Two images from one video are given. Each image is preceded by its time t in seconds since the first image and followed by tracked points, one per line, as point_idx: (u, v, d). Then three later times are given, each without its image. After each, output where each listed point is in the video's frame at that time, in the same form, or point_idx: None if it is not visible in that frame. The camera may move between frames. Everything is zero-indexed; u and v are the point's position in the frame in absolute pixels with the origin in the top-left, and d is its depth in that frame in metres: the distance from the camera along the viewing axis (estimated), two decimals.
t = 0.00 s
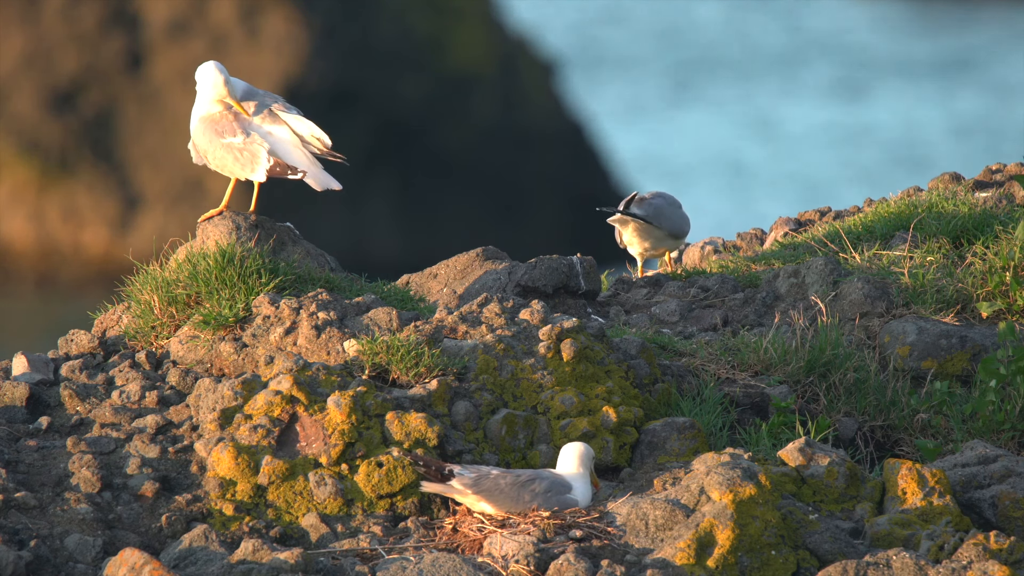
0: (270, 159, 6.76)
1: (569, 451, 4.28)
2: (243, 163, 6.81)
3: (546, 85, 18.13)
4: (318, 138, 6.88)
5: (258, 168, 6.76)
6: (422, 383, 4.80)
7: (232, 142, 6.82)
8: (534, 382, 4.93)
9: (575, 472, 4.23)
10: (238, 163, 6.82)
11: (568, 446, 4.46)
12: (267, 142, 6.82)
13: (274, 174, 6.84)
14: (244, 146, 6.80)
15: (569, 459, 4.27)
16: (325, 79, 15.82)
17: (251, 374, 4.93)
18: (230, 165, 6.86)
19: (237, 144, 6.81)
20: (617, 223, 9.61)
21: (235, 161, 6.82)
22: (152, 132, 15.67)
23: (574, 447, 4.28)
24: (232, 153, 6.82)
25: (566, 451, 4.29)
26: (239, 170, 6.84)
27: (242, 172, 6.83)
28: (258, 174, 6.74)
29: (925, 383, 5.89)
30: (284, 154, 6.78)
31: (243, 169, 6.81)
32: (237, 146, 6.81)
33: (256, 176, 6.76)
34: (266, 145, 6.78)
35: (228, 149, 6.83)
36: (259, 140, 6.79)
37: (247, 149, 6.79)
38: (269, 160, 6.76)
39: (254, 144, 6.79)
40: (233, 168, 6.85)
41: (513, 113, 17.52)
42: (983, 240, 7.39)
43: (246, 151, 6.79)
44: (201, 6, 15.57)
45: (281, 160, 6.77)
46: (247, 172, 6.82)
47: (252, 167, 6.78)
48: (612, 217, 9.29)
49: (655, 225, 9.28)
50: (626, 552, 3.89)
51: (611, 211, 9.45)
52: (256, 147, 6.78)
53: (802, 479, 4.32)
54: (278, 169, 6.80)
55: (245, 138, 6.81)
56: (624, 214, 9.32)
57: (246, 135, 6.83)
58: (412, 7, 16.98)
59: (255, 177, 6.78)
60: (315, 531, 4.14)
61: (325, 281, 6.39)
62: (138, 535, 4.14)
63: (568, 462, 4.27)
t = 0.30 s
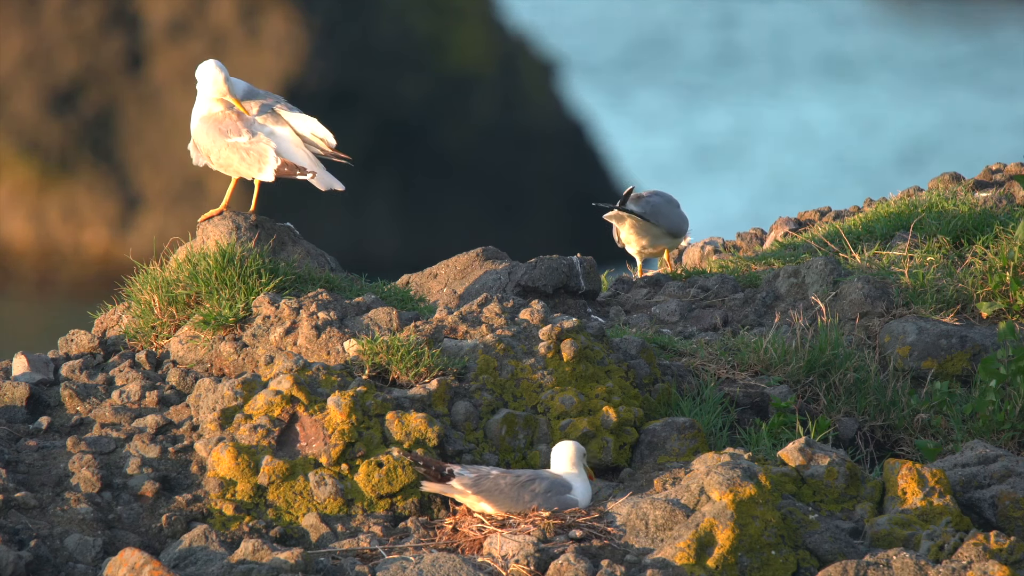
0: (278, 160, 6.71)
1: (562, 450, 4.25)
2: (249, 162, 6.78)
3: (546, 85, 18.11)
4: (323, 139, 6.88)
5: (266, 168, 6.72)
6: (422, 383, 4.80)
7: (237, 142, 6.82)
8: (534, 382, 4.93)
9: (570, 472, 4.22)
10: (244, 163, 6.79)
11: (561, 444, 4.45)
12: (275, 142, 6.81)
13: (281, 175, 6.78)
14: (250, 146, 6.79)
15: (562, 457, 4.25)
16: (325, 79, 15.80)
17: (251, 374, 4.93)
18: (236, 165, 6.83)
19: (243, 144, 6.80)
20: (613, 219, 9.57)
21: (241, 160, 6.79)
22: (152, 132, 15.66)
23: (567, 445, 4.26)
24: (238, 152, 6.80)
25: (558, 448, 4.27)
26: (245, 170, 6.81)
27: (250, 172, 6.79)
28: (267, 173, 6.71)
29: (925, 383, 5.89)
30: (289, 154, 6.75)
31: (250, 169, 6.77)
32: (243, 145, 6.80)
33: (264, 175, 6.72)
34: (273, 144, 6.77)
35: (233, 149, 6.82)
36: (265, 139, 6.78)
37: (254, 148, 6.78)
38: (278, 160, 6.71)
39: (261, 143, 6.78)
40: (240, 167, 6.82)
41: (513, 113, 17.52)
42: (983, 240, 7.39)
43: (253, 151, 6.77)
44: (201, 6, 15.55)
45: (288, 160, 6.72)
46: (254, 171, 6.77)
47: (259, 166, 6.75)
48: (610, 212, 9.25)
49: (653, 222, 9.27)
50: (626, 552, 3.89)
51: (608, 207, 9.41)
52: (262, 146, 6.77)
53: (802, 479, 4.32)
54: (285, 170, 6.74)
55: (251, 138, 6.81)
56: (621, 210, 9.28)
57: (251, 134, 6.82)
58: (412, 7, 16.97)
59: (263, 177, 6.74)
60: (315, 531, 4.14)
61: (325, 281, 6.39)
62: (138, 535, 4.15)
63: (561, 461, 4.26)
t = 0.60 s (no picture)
0: (280, 161, 6.71)
1: (563, 449, 4.25)
2: (251, 163, 6.77)
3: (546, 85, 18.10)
4: (324, 139, 6.88)
5: (267, 169, 6.71)
6: (422, 383, 4.80)
7: (239, 143, 6.82)
8: (534, 382, 4.93)
9: (570, 472, 4.21)
10: (246, 163, 6.79)
11: (562, 444, 4.43)
12: (276, 143, 6.81)
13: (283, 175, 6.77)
14: (251, 147, 6.79)
15: (563, 457, 4.25)
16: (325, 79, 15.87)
17: (250, 374, 4.93)
18: (238, 166, 6.82)
19: (245, 144, 6.81)
20: (607, 222, 9.56)
21: (243, 160, 6.79)
22: (152, 132, 15.64)
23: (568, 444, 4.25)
24: (239, 153, 6.80)
25: (559, 449, 4.27)
26: (247, 171, 6.80)
27: (251, 172, 6.79)
28: (269, 174, 6.70)
29: (925, 383, 5.89)
30: (291, 155, 6.75)
31: (252, 169, 6.77)
32: (245, 146, 6.80)
33: (266, 176, 6.71)
34: (275, 145, 6.77)
35: (235, 150, 6.82)
36: (267, 139, 6.78)
37: (256, 148, 6.78)
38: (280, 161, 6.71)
39: (263, 144, 6.78)
40: (242, 168, 6.82)
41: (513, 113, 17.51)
42: (984, 240, 7.39)
43: (255, 152, 6.77)
44: (201, 6, 15.52)
45: (289, 161, 6.71)
46: (255, 172, 6.77)
47: (261, 167, 6.74)
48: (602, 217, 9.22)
49: (647, 224, 9.25)
50: (626, 552, 3.89)
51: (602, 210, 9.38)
52: (265, 147, 6.77)
53: (802, 479, 4.32)
54: (286, 171, 6.74)
55: (252, 139, 6.81)
56: (614, 213, 9.25)
57: (253, 135, 6.83)
58: (412, 7, 16.96)
59: (265, 178, 6.73)
60: (315, 531, 4.15)
61: (325, 281, 6.39)
62: (138, 535, 4.15)
63: (562, 461, 4.25)
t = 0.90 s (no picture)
0: (280, 160, 6.71)
1: (566, 449, 4.22)
2: (251, 162, 6.78)
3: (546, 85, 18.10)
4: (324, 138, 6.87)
5: (267, 168, 6.71)
6: (422, 383, 4.80)
7: (239, 142, 6.83)
8: (534, 382, 4.93)
9: (572, 471, 4.20)
10: (246, 163, 6.79)
11: (565, 443, 4.37)
12: (276, 143, 6.80)
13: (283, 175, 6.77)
14: (251, 146, 6.79)
15: (567, 457, 4.22)
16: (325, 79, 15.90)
17: (250, 374, 4.93)
18: (237, 165, 6.82)
19: (245, 144, 6.81)
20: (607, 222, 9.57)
21: (243, 160, 6.80)
22: (152, 132, 15.63)
23: (570, 444, 4.23)
24: (239, 153, 6.81)
25: (563, 448, 4.24)
26: (247, 170, 6.80)
27: (251, 172, 6.79)
28: (269, 173, 6.70)
29: (924, 383, 5.89)
30: (291, 155, 6.75)
31: (252, 168, 6.77)
32: (245, 145, 6.80)
33: (266, 175, 6.71)
34: (275, 145, 6.77)
35: (235, 149, 6.82)
36: (267, 139, 6.78)
37: (256, 148, 6.78)
38: (280, 160, 6.71)
39: (263, 143, 6.78)
40: (241, 167, 6.82)
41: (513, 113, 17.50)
42: (983, 240, 7.39)
43: (255, 151, 6.77)
44: (201, 6, 15.51)
45: (289, 160, 6.71)
46: (255, 171, 6.77)
47: (261, 166, 6.74)
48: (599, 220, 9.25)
49: (645, 228, 9.25)
50: (626, 552, 3.88)
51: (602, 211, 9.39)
52: (265, 147, 6.77)
53: (802, 479, 4.31)
54: (286, 170, 6.73)
55: (252, 138, 6.81)
56: (608, 217, 9.29)
57: (253, 135, 6.83)
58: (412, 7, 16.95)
59: (265, 177, 6.73)
60: (315, 531, 4.14)
61: (325, 281, 6.39)
62: (138, 535, 4.15)
63: (566, 461, 4.23)
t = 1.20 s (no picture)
0: (279, 160, 6.70)
1: (564, 450, 4.23)
2: (250, 162, 6.78)
3: (546, 85, 18.09)
4: (322, 137, 6.85)
5: (266, 167, 6.71)
6: (422, 383, 4.80)
7: (238, 142, 6.83)
8: (534, 382, 4.94)
9: (573, 471, 4.21)
10: (245, 162, 6.80)
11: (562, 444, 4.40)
12: (275, 142, 6.80)
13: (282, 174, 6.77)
14: (250, 146, 6.80)
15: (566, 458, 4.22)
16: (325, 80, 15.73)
17: (250, 374, 4.93)
18: (237, 165, 6.83)
19: (244, 144, 6.81)
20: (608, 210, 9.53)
21: (242, 159, 6.80)
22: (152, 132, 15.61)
23: (569, 445, 4.24)
24: (239, 152, 6.81)
25: (560, 449, 4.24)
26: (246, 170, 6.81)
27: (250, 171, 6.80)
28: (267, 173, 6.70)
29: (925, 383, 5.89)
30: (289, 154, 6.74)
31: (251, 168, 6.77)
32: (244, 145, 6.81)
33: (264, 174, 6.71)
34: (273, 144, 6.76)
35: (234, 149, 6.83)
36: (266, 138, 6.78)
37: (255, 148, 6.78)
38: (278, 159, 6.70)
39: (262, 143, 6.78)
40: (241, 167, 6.83)
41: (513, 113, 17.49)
42: (983, 240, 7.39)
43: (254, 151, 6.77)
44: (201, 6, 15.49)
45: (288, 159, 6.70)
46: (254, 171, 6.78)
47: (260, 166, 6.74)
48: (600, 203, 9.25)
49: (648, 216, 9.25)
50: (626, 552, 3.88)
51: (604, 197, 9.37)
52: (264, 146, 6.77)
53: (802, 479, 4.31)
54: (285, 169, 6.72)
55: (251, 138, 6.82)
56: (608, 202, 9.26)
57: (252, 134, 6.84)
58: (412, 7, 16.94)
59: (264, 177, 6.73)
60: (315, 531, 4.15)
61: (325, 281, 6.40)
62: (138, 535, 4.15)
63: (565, 462, 4.23)
